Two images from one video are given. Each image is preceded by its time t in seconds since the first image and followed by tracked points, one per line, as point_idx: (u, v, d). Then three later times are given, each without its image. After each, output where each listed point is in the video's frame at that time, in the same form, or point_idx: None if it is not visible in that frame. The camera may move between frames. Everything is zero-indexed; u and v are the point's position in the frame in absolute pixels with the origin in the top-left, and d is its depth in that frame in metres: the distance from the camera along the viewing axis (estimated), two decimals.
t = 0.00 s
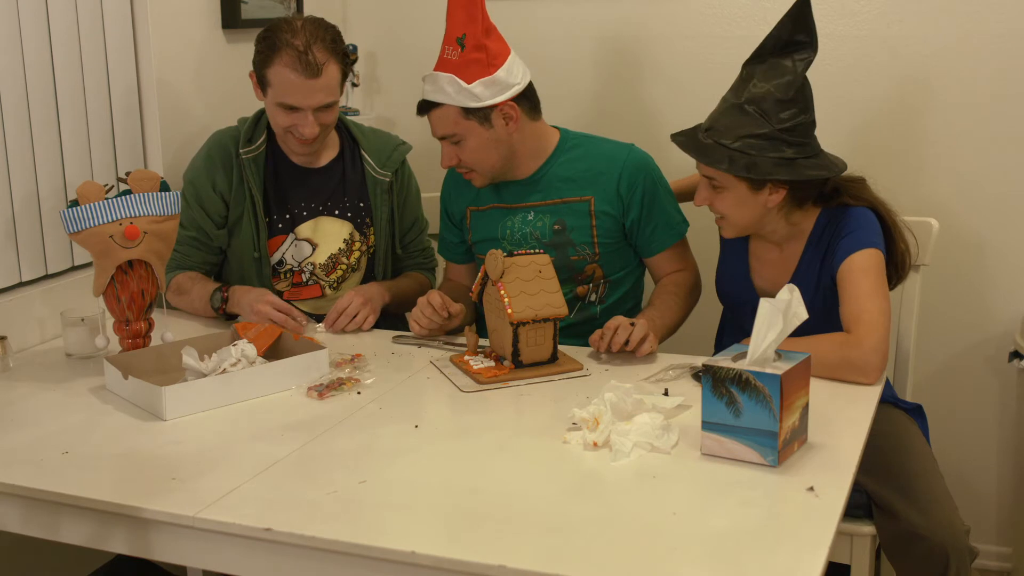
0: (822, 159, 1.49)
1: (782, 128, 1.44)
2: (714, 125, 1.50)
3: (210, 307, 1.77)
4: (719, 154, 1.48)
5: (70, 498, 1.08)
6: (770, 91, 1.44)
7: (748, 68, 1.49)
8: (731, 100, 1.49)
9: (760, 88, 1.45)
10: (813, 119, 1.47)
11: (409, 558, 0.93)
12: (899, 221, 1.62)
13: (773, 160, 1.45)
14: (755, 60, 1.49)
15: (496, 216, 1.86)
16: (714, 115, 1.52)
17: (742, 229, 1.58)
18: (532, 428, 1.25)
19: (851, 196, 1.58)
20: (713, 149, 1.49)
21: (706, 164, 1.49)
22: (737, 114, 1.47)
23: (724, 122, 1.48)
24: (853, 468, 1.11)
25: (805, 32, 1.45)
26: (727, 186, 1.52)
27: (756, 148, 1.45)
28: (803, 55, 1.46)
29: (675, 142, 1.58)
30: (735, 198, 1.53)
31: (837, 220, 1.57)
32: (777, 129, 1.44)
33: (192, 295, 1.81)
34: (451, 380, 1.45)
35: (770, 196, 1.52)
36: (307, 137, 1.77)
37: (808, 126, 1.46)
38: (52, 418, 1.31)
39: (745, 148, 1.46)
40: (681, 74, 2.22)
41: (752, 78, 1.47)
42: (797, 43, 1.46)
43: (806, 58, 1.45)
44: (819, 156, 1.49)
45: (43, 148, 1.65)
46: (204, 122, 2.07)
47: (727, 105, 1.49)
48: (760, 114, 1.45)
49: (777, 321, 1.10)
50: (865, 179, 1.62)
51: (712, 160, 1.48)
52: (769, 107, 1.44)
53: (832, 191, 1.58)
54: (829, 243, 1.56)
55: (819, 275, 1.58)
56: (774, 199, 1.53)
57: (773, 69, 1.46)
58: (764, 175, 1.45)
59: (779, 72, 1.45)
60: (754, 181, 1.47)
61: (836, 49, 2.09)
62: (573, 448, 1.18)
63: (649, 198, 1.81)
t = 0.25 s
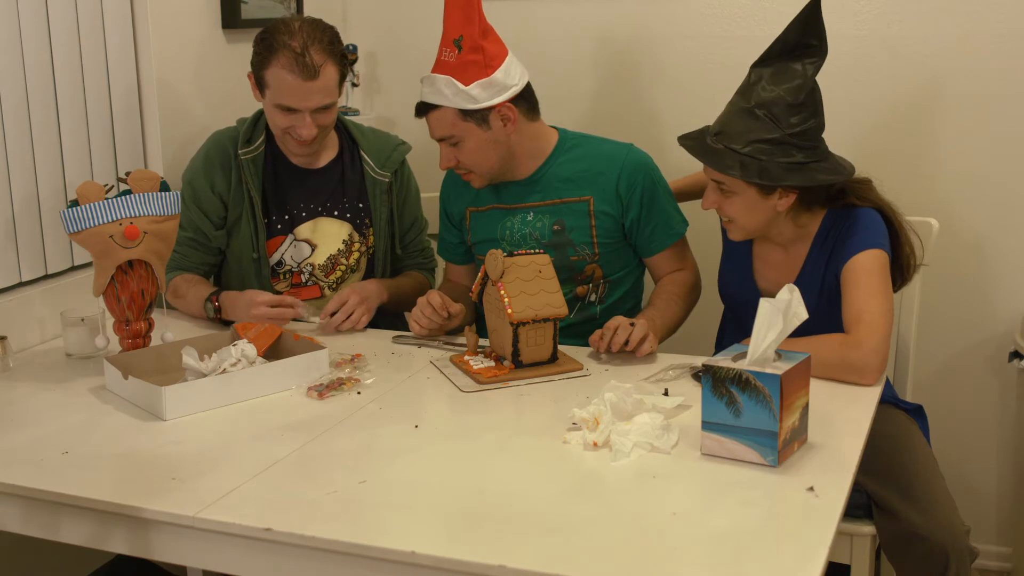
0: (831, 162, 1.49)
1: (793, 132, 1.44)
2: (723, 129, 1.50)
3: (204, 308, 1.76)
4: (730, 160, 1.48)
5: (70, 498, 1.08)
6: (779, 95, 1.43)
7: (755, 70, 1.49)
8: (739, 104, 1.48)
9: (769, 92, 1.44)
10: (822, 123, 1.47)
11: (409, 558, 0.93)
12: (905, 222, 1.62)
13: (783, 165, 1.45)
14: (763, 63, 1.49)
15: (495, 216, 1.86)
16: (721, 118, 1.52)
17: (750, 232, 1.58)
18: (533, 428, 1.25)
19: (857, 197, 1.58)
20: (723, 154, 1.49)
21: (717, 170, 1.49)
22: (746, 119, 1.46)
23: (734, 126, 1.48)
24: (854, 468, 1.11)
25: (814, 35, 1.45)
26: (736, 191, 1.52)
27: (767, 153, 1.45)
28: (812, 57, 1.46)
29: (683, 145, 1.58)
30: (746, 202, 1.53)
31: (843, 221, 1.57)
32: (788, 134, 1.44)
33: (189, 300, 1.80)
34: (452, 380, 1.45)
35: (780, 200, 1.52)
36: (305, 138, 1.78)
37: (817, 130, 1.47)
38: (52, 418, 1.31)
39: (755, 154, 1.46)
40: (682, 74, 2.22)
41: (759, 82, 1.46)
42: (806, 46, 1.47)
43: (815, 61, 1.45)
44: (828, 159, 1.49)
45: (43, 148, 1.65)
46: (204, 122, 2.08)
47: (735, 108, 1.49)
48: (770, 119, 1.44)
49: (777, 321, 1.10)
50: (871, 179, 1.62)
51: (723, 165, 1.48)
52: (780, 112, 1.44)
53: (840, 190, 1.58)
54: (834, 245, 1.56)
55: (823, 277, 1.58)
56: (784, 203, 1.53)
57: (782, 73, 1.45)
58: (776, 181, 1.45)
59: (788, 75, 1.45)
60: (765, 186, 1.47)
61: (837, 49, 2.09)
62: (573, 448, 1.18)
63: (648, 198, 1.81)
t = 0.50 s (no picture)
0: (836, 164, 1.49)
1: (797, 135, 1.45)
2: (728, 131, 1.50)
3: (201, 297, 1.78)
4: (734, 162, 1.48)
5: (70, 499, 1.08)
6: (784, 97, 1.44)
7: (759, 71, 1.49)
8: (744, 106, 1.48)
9: (773, 94, 1.45)
10: (827, 125, 1.47)
11: (409, 558, 0.93)
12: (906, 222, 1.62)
13: (788, 167, 1.46)
14: (767, 65, 1.49)
15: (495, 216, 1.86)
16: (725, 120, 1.52)
17: (752, 232, 1.58)
18: (533, 428, 1.25)
19: (861, 197, 1.58)
20: (728, 156, 1.49)
21: (722, 172, 1.49)
22: (751, 121, 1.47)
23: (738, 129, 1.48)
24: (853, 468, 1.11)
25: (820, 37, 1.45)
26: (740, 194, 1.52)
27: (771, 156, 1.46)
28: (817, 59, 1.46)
29: (686, 146, 1.58)
30: (749, 205, 1.53)
31: (845, 221, 1.57)
32: (793, 136, 1.44)
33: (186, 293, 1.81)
34: (451, 380, 1.45)
35: (784, 203, 1.52)
36: (302, 141, 1.78)
37: (822, 132, 1.46)
38: (52, 418, 1.31)
39: (760, 156, 1.46)
40: (682, 74, 2.22)
41: (763, 84, 1.47)
42: (812, 48, 1.46)
43: (820, 63, 1.46)
44: (833, 162, 1.49)
45: (43, 148, 1.65)
46: (203, 122, 2.08)
47: (739, 110, 1.49)
48: (775, 121, 1.45)
49: (777, 321, 1.10)
50: (873, 179, 1.62)
51: (727, 167, 1.48)
52: (785, 114, 1.44)
53: (842, 191, 1.57)
54: (837, 245, 1.56)
55: (824, 277, 1.58)
56: (788, 206, 1.52)
57: (787, 75, 1.46)
58: (781, 184, 1.45)
59: (792, 77, 1.45)
60: (770, 189, 1.47)
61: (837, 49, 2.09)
62: (573, 448, 1.18)
63: (647, 198, 1.81)
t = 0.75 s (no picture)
0: (835, 164, 1.49)
1: (797, 134, 1.45)
2: (728, 130, 1.50)
3: (197, 287, 1.78)
4: (735, 160, 1.48)
5: (70, 499, 1.08)
6: (785, 96, 1.44)
7: (760, 70, 1.49)
8: (745, 104, 1.48)
9: (774, 93, 1.45)
10: (827, 125, 1.47)
11: (409, 558, 0.93)
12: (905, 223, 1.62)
13: (789, 166, 1.46)
14: (769, 64, 1.48)
15: (495, 217, 1.86)
16: (726, 118, 1.52)
17: (752, 231, 1.58)
18: (533, 428, 1.25)
19: (861, 198, 1.58)
20: (728, 154, 1.49)
21: (722, 170, 1.49)
22: (752, 120, 1.47)
23: (739, 127, 1.48)
24: (853, 468, 1.11)
25: (820, 36, 1.45)
26: (740, 192, 1.52)
27: (772, 154, 1.46)
28: (818, 58, 1.46)
29: (687, 145, 1.58)
30: (750, 203, 1.53)
31: (845, 221, 1.57)
32: (793, 135, 1.44)
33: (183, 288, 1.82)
34: (451, 380, 1.45)
35: (784, 201, 1.52)
36: (301, 145, 1.79)
37: (821, 131, 1.47)
38: (53, 418, 1.31)
39: (761, 154, 1.46)
40: (682, 74, 2.22)
41: (764, 83, 1.47)
42: (813, 47, 1.46)
43: (820, 63, 1.46)
44: (832, 161, 1.49)
45: (43, 148, 1.65)
46: (203, 122, 2.08)
47: (740, 109, 1.49)
48: (776, 120, 1.45)
49: (777, 321, 1.10)
50: (873, 180, 1.62)
51: (727, 165, 1.48)
52: (785, 112, 1.44)
53: (842, 191, 1.57)
54: (836, 245, 1.56)
55: (824, 277, 1.58)
56: (788, 205, 1.53)
57: (788, 74, 1.46)
58: (781, 182, 1.45)
59: (793, 76, 1.45)
60: (770, 187, 1.47)
61: (837, 49, 2.09)
62: (573, 448, 1.18)
63: (647, 199, 1.81)
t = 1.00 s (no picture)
0: (832, 161, 1.49)
1: (795, 129, 1.44)
2: (726, 124, 1.50)
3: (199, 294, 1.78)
4: (731, 154, 1.48)
5: (70, 499, 1.08)
6: (783, 91, 1.44)
7: (760, 66, 1.49)
8: (744, 99, 1.48)
9: (773, 88, 1.45)
10: (825, 122, 1.47)
11: (409, 558, 0.93)
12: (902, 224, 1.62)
13: (785, 162, 1.46)
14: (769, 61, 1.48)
15: (495, 217, 1.86)
16: (724, 113, 1.52)
17: (749, 227, 1.58)
18: (533, 428, 1.25)
19: (857, 197, 1.58)
20: (725, 148, 1.49)
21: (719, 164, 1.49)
22: (750, 115, 1.47)
23: (736, 121, 1.48)
24: (853, 468, 1.11)
25: (820, 33, 1.45)
26: (736, 186, 1.52)
27: (769, 149, 1.45)
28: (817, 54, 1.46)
29: (685, 138, 1.58)
30: (745, 197, 1.53)
31: (841, 220, 1.57)
32: (791, 131, 1.44)
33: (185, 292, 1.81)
34: (451, 380, 1.45)
35: (780, 196, 1.53)
36: (301, 147, 1.79)
37: (819, 128, 1.47)
38: (53, 418, 1.31)
39: (758, 149, 1.46)
40: (682, 74, 2.22)
41: (764, 78, 1.47)
42: (812, 44, 1.46)
43: (819, 60, 1.46)
44: (829, 158, 1.49)
45: (43, 148, 1.65)
46: (203, 122, 2.08)
47: (738, 104, 1.49)
48: (774, 115, 1.45)
49: (777, 321, 1.10)
50: (873, 181, 1.62)
51: (724, 160, 1.48)
52: (783, 108, 1.44)
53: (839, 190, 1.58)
54: (831, 243, 1.56)
55: (817, 276, 1.58)
56: (784, 200, 1.53)
57: (787, 70, 1.46)
58: (777, 177, 1.45)
59: (793, 73, 1.45)
60: (765, 182, 1.47)
61: (837, 49, 2.09)
62: (573, 448, 1.18)
63: (647, 198, 1.81)
